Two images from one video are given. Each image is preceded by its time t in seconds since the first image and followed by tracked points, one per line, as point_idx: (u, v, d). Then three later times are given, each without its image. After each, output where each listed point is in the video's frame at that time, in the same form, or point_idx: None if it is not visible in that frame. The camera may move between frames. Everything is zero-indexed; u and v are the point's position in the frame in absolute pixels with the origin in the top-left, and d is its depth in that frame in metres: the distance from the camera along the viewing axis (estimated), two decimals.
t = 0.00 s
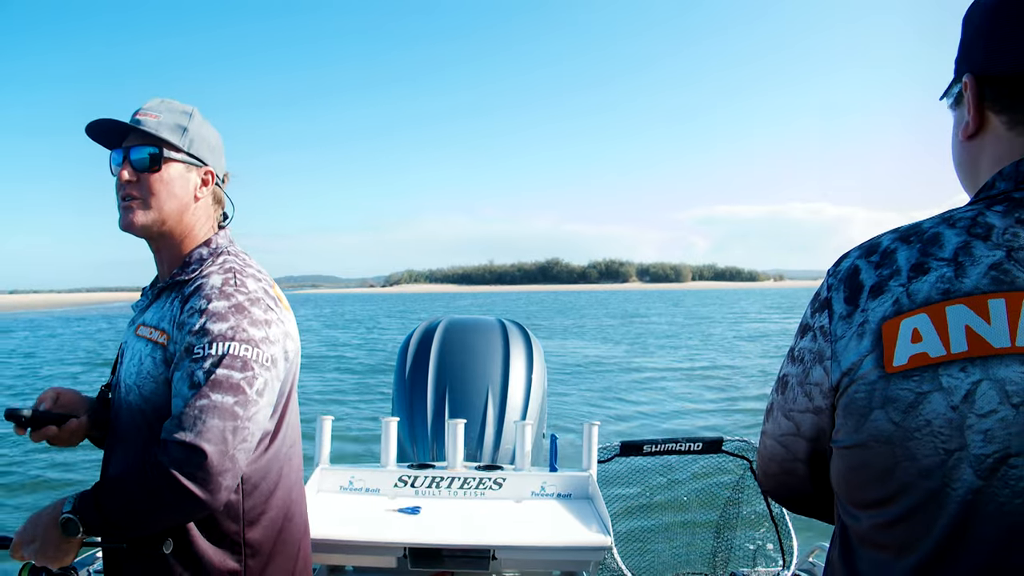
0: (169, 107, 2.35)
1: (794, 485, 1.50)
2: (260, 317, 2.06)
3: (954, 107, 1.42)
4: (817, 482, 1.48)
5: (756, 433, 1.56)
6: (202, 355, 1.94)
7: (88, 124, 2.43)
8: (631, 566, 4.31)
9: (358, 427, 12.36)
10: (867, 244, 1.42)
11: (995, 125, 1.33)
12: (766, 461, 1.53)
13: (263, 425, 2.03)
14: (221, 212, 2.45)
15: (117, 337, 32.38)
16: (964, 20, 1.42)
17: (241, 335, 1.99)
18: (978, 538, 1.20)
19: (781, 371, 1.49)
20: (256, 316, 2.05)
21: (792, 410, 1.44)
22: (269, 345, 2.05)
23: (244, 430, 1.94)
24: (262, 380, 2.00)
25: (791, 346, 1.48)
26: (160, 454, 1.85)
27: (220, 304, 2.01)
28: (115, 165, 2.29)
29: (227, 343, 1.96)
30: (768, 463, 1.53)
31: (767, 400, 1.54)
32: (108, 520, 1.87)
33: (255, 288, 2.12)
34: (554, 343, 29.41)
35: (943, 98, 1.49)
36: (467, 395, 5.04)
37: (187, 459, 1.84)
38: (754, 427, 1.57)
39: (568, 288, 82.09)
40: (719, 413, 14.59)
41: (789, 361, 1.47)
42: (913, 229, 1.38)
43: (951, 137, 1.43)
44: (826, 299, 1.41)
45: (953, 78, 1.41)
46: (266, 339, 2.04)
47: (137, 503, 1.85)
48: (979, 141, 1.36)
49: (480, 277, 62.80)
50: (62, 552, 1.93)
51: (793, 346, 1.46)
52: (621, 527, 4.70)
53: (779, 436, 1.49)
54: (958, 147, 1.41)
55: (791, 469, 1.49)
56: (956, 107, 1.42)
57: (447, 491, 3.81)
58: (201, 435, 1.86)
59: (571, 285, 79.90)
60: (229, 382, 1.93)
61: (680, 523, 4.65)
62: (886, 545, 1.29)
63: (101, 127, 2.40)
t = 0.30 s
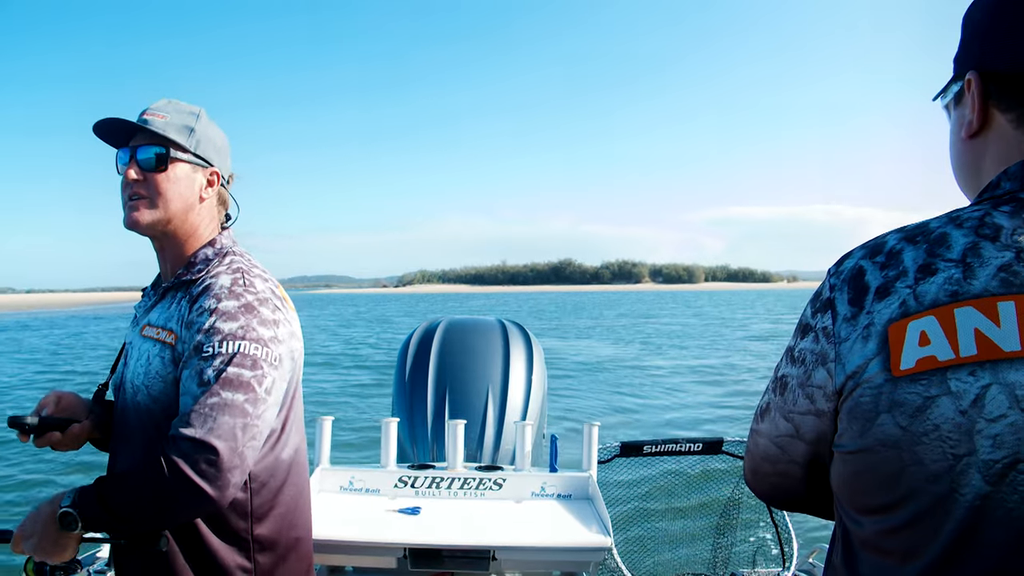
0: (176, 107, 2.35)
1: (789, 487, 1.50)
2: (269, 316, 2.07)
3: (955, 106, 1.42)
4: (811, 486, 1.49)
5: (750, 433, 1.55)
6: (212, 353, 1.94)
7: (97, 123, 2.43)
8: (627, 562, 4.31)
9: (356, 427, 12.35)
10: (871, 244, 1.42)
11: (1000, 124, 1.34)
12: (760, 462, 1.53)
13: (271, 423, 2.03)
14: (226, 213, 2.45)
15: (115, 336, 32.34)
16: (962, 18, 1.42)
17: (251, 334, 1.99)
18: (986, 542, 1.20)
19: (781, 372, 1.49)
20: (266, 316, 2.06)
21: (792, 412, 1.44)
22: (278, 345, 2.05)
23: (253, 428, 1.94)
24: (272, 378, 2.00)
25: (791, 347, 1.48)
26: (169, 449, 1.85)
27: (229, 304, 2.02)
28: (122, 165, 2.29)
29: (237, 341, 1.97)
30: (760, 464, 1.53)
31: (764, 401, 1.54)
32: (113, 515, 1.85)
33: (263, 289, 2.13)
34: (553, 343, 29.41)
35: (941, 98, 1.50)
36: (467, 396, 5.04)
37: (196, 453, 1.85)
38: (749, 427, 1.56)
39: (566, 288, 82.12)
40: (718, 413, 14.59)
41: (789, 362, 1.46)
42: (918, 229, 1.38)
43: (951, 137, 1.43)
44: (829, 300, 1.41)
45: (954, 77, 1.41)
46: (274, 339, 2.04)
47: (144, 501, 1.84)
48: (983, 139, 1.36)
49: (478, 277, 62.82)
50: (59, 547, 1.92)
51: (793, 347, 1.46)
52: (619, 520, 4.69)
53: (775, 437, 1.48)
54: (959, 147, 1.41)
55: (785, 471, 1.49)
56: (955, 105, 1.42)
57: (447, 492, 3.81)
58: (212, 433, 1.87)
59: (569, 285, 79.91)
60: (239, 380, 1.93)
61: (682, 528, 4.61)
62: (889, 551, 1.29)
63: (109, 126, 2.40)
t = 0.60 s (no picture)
0: (175, 109, 2.35)
1: (790, 490, 1.50)
2: (268, 312, 2.07)
3: (953, 104, 1.41)
4: (812, 488, 1.48)
5: (751, 437, 1.55)
6: (214, 349, 1.94)
7: (97, 124, 2.43)
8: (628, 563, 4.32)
9: (356, 427, 12.35)
10: (869, 245, 1.42)
11: (998, 122, 1.33)
12: (761, 466, 1.52)
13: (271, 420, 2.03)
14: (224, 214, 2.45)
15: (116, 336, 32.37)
16: (959, 16, 1.41)
17: (250, 330, 1.99)
18: (985, 544, 1.20)
19: (780, 375, 1.48)
20: (264, 312, 2.06)
21: (792, 415, 1.44)
22: (278, 341, 2.05)
23: (258, 422, 1.95)
24: (272, 374, 2.00)
25: (790, 349, 1.48)
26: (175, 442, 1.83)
27: (228, 300, 2.02)
28: (121, 166, 2.29)
29: (237, 337, 1.97)
30: (761, 468, 1.53)
31: (764, 404, 1.53)
32: (115, 505, 1.84)
33: (262, 286, 2.13)
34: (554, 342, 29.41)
35: (937, 96, 1.50)
36: (467, 396, 5.04)
37: (206, 447, 1.85)
38: (750, 431, 1.56)
39: (567, 287, 82.07)
40: (719, 412, 14.59)
41: (787, 365, 1.46)
42: (916, 229, 1.38)
43: (949, 134, 1.43)
44: (826, 301, 1.40)
45: (952, 74, 1.40)
46: (273, 335, 2.04)
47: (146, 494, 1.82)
48: (982, 138, 1.36)
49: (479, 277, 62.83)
50: (55, 537, 1.91)
51: (792, 349, 1.46)
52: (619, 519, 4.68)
53: (776, 441, 1.48)
54: (958, 145, 1.41)
55: (786, 475, 1.49)
56: (953, 104, 1.41)
57: (448, 492, 3.81)
58: (218, 427, 1.87)
59: (570, 284, 79.88)
60: (242, 374, 1.93)
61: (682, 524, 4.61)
62: (890, 553, 1.28)
63: (108, 127, 2.40)
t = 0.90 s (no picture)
0: (175, 110, 2.35)
1: (786, 493, 1.50)
2: (276, 309, 2.07)
3: (949, 100, 1.41)
4: (809, 492, 1.48)
5: (748, 441, 1.54)
6: (226, 344, 1.94)
7: (98, 127, 2.43)
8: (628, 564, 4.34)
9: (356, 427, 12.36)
10: (864, 247, 1.41)
11: (996, 119, 1.32)
12: (758, 470, 1.52)
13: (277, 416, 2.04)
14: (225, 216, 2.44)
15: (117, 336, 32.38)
16: (957, 12, 1.41)
17: (259, 326, 2.00)
18: (982, 546, 1.19)
19: (777, 379, 1.48)
20: (273, 308, 2.06)
21: (788, 418, 1.43)
22: (286, 338, 2.06)
23: (271, 415, 1.96)
24: (281, 369, 2.01)
25: (786, 352, 1.47)
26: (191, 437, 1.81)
27: (237, 296, 2.02)
28: (123, 168, 2.29)
29: (247, 332, 1.97)
30: (758, 472, 1.52)
31: (761, 408, 1.53)
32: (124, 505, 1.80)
33: (268, 284, 2.14)
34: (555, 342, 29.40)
35: (933, 93, 1.49)
36: (467, 396, 5.04)
37: (225, 440, 1.84)
38: (747, 435, 1.55)
39: (568, 287, 82.10)
40: (720, 411, 14.57)
41: (784, 368, 1.46)
42: (912, 230, 1.37)
43: (946, 132, 1.42)
44: (823, 304, 1.40)
45: (949, 71, 1.40)
46: (281, 331, 2.05)
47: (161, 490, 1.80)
48: (979, 135, 1.35)
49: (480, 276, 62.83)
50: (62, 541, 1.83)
51: (789, 351, 1.45)
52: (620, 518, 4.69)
53: (773, 445, 1.48)
54: (955, 142, 1.40)
55: (783, 478, 1.48)
56: (950, 101, 1.41)
57: (448, 492, 3.81)
58: (236, 421, 1.87)
59: (570, 284, 79.87)
60: (255, 369, 1.93)
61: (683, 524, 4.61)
62: (888, 558, 1.28)
63: (109, 129, 2.40)
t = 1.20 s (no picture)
0: (178, 111, 2.35)
1: (789, 489, 1.50)
2: (284, 307, 2.10)
3: (961, 98, 1.41)
4: (812, 488, 1.48)
5: (751, 436, 1.54)
6: (237, 340, 1.95)
7: (100, 128, 2.43)
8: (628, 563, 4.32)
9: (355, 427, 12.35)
10: (874, 241, 1.41)
11: (1009, 117, 1.33)
12: (760, 464, 1.52)
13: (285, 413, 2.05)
14: (227, 216, 2.44)
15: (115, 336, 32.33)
16: (969, 9, 1.41)
17: (269, 324, 2.01)
18: (987, 545, 1.19)
19: (782, 372, 1.48)
20: (281, 306, 2.09)
21: (793, 412, 1.43)
22: (294, 336, 2.09)
23: (283, 411, 1.97)
24: (290, 366, 2.03)
25: (792, 345, 1.47)
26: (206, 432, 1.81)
27: (246, 294, 2.04)
28: (127, 170, 2.29)
29: (257, 329, 1.98)
30: (760, 467, 1.52)
31: (764, 402, 1.53)
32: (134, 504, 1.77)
33: (275, 283, 2.16)
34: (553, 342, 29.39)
35: (943, 91, 1.49)
36: (467, 396, 5.03)
37: (242, 434, 1.85)
38: (750, 430, 1.55)
39: (566, 287, 82.11)
40: (718, 410, 14.56)
41: (789, 361, 1.46)
42: (922, 225, 1.37)
43: (957, 129, 1.43)
44: (831, 297, 1.40)
45: (961, 68, 1.40)
46: (289, 329, 2.07)
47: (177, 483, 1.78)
48: (991, 133, 1.35)
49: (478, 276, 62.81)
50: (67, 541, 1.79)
51: (795, 345, 1.45)
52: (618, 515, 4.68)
53: (776, 439, 1.48)
54: (966, 140, 1.40)
55: (786, 473, 1.48)
56: (961, 98, 1.41)
57: (448, 492, 3.81)
58: (252, 416, 1.88)
59: (569, 284, 79.85)
60: (268, 365, 1.95)
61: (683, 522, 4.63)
62: (891, 554, 1.28)
63: (111, 131, 2.39)
